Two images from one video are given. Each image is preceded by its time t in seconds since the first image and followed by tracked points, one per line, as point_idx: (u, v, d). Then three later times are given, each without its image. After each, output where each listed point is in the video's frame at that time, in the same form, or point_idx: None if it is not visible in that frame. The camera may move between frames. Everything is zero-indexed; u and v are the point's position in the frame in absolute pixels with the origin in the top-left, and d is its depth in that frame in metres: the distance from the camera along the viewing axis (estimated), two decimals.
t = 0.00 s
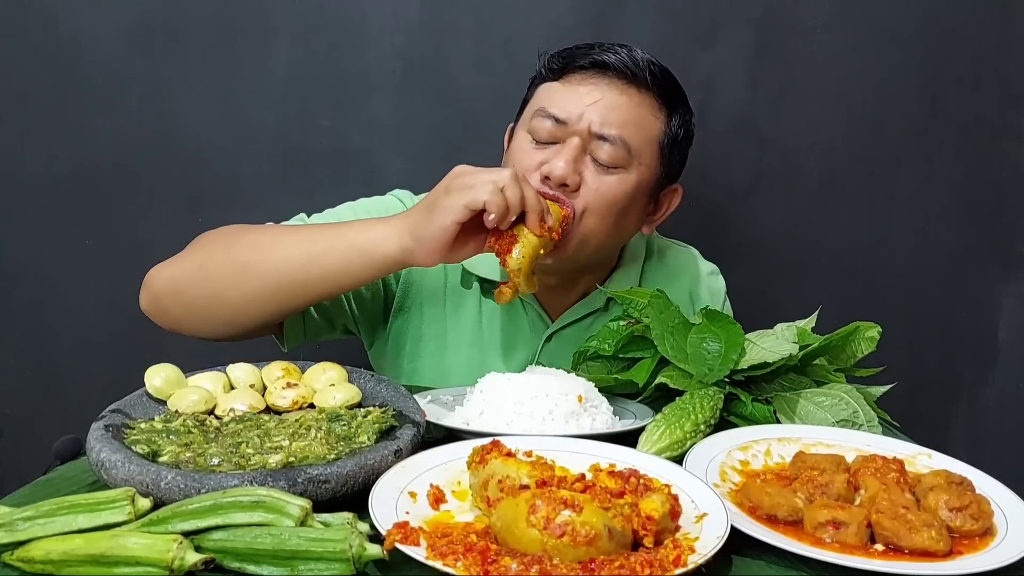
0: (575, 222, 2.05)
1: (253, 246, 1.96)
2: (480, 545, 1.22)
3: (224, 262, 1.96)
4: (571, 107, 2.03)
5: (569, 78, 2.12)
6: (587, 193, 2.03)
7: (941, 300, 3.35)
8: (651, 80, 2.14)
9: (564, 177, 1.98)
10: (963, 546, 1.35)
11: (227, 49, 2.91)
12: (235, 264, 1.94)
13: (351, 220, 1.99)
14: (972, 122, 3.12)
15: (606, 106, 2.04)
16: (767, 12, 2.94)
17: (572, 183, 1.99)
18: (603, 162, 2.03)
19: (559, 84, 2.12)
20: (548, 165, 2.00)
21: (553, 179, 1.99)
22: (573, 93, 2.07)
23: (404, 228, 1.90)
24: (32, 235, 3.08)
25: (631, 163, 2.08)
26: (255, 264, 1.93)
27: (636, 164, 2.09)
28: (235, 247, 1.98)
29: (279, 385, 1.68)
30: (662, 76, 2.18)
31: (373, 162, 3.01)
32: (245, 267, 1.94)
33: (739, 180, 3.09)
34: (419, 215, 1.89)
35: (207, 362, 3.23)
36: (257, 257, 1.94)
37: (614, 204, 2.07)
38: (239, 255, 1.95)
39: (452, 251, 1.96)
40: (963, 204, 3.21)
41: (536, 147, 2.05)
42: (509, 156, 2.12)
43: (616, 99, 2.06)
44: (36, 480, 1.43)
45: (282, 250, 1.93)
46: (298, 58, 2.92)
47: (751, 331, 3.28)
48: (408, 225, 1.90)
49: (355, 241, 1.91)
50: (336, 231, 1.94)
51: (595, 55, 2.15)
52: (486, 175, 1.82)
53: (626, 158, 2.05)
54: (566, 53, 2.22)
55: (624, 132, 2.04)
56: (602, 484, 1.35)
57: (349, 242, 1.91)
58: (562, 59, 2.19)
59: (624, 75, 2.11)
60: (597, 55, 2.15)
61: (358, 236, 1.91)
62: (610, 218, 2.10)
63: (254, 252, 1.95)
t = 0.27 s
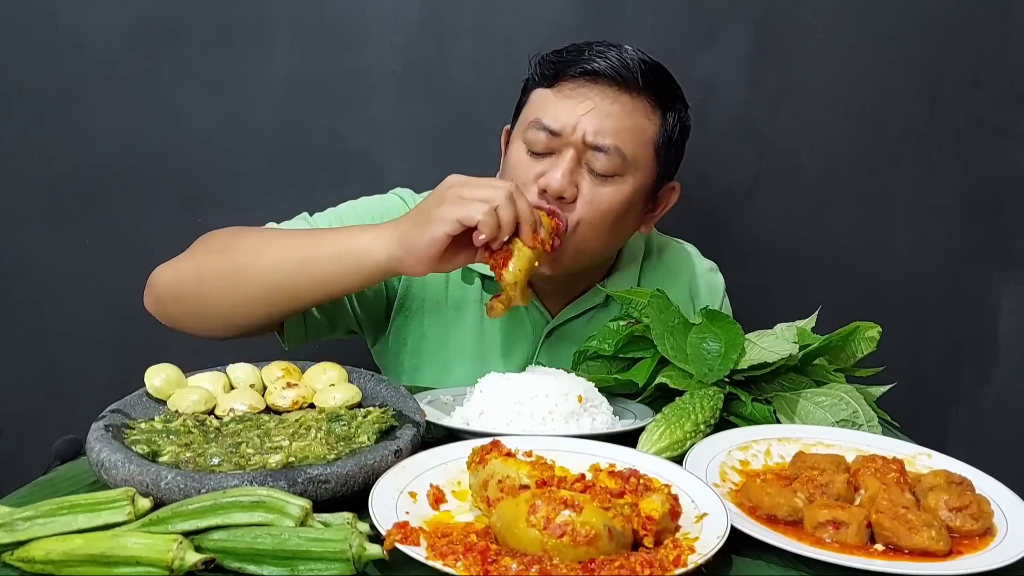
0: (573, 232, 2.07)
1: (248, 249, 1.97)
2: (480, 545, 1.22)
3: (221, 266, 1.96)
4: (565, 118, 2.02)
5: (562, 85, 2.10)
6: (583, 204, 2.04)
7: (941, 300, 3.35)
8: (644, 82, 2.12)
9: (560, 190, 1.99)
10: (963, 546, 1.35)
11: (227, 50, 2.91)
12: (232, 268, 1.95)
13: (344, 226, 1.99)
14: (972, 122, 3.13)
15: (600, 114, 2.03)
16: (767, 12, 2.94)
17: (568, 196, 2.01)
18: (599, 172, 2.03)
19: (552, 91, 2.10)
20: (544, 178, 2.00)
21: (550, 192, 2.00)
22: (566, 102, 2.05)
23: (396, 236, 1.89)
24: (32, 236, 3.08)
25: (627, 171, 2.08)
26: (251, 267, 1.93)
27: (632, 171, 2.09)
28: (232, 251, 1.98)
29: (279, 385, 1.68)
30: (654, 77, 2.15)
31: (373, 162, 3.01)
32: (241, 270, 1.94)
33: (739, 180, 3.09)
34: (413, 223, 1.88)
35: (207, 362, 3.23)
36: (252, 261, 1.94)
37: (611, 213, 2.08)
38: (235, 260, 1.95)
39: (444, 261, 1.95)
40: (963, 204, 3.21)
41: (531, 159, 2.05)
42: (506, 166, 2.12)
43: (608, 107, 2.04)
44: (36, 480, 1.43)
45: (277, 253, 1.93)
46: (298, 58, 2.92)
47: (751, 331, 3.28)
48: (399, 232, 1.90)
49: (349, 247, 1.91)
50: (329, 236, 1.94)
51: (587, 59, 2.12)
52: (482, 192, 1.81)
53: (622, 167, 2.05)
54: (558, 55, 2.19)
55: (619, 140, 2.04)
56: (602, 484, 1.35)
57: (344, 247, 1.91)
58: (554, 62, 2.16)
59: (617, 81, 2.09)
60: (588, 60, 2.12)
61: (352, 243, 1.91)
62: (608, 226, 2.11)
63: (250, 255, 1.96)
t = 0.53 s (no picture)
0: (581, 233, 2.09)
1: (243, 260, 1.97)
2: (480, 545, 1.22)
3: (215, 275, 1.97)
4: (569, 121, 2.02)
5: (563, 87, 2.09)
6: (591, 206, 2.05)
7: (941, 300, 3.35)
8: (645, 80, 2.11)
9: (568, 194, 2.00)
10: (963, 546, 1.35)
11: (227, 50, 2.91)
12: (224, 278, 1.95)
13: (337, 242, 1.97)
14: (972, 122, 3.13)
15: (604, 116, 2.03)
16: (767, 12, 2.94)
17: (576, 199, 2.02)
18: (605, 174, 2.04)
19: (554, 93, 2.09)
20: (551, 182, 2.01)
21: (558, 196, 2.01)
22: (568, 104, 2.05)
23: (381, 261, 1.85)
24: (32, 236, 3.08)
25: (633, 171, 2.09)
26: (245, 278, 1.94)
27: (637, 171, 2.10)
28: (226, 260, 1.99)
29: (279, 385, 1.68)
30: (653, 75, 2.14)
31: (373, 162, 3.01)
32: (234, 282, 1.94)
33: (739, 180, 3.09)
34: (399, 251, 1.82)
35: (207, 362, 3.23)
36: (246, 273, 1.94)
37: (618, 214, 2.10)
38: (230, 273, 1.95)
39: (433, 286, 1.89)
40: (963, 204, 3.21)
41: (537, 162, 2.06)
42: (510, 169, 2.12)
43: (612, 108, 2.04)
44: (36, 480, 1.43)
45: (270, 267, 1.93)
46: (298, 58, 2.91)
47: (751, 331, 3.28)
48: (384, 259, 1.85)
49: (338, 267, 1.89)
50: (321, 254, 1.93)
51: (588, 60, 2.11)
52: (467, 230, 1.71)
53: (627, 167, 2.06)
54: (557, 56, 2.17)
55: (624, 141, 2.04)
56: (602, 484, 1.35)
57: (333, 267, 1.89)
58: (554, 62, 2.15)
59: (619, 81, 2.08)
60: (587, 61, 2.11)
61: (341, 263, 1.89)
62: (616, 226, 2.13)
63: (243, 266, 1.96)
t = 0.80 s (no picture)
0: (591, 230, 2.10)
1: (241, 265, 1.95)
2: (480, 545, 1.22)
3: (214, 277, 1.96)
4: (577, 117, 2.02)
5: (569, 82, 2.08)
6: (600, 201, 2.06)
7: (942, 301, 3.35)
8: (651, 75, 2.11)
9: (577, 190, 2.01)
10: (963, 546, 1.35)
11: (227, 50, 2.91)
12: (222, 281, 1.95)
13: (327, 251, 1.91)
14: (972, 122, 3.13)
15: (612, 111, 2.03)
16: (767, 12, 2.94)
17: (585, 194, 2.03)
18: (614, 170, 2.05)
19: (560, 89, 2.09)
20: (560, 178, 2.02)
21: (568, 192, 2.02)
22: (576, 100, 2.05)
23: (363, 282, 1.78)
24: (32, 235, 3.08)
25: (641, 167, 2.09)
26: (242, 282, 1.92)
27: (645, 166, 2.10)
28: (225, 263, 1.98)
29: (279, 385, 1.68)
30: (659, 71, 2.14)
31: (373, 162, 3.02)
32: (230, 286, 1.93)
33: (739, 180, 3.09)
34: (379, 283, 1.75)
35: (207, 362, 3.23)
36: (242, 278, 1.93)
37: (627, 209, 2.10)
38: (226, 280, 1.94)
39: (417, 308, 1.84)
40: (963, 204, 3.21)
41: (546, 158, 2.06)
42: (518, 165, 2.12)
43: (620, 104, 2.04)
44: (35, 480, 1.43)
45: (265, 273, 1.91)
46: (298, 58, 2.91)
47: (750, 331, 3.28)
48: (366, 282, 1.78)
49: (325, 280, 1.83)
50: (310, 263, 1.88)
51: (594, 55, 2.10)
52: (448, 288, 1.63)
53: (636, 163, 2.07)
54: (562, 51, 2.17)
55: (632, 137, 2.04)
56: (602, 484, 1.35)
57: (320, 279, 1.84)
58: (559, 58, 2.14)
59: (625, 76, 2.07)
60: (594, 57, 2.10)
61: (328, 275, 1.83)
62: (625, 222, 2.14)
63: (241, 271, 1.94)
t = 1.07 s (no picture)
0: (594, 231, 2.10)
1: (250, 268, 1.96)
2: (480, 545, 1.22)
3: (222, 278, 1.97)
4: (580, 118, 2.02)
5: (572, 83, 2.08)
6: (603, 203, 2.06)
7: (942, 301, 3.35)
8: (654, 76, 2.11)
9: (580, 192, 2.01)
10: (963, 546, 1.35)
11: (227, 49, 2.91)
12: (231, 283, 1.95)
13: (341, 253, 1.91)
14: (972, 122, 3.13)
15: (615, 113, 2.03)
16: (767, 12, 2.94)
17: (588, 196, 2.03)
18: (617, 171, 2.05)
19: (563, 90, 2.08)
20: (564, 181, 2.03)
21: (571, 194, 2.03)
22: (578, 102, 2.04)
23: (374, 288, 1.78)
24: (32, 235, 3.08)
25: (643, 168, 2.09)
26: (249, 284, 1.92)
27: (648, 168, 2.10)
28: (234, 265, 1.98)
29: (279, 385, 1.68)
30: (661, 72, 2.13)
31: (374, 162, 3.02)
32: (238, 288, 1.94)
33: (739, 180, 3.09)
34: (385, 299, 1.75)
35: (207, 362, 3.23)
36: (250, 280, 1.93)
37: (630, 210, 2.11)
38: (236, 282, 1.94)
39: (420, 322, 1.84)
40: (963, 204, 3.22)
41: (548, 160, 2.06)
42: (521, 166, 2.12)
43: (622, 105, 2.04)
44: (35, 480, 1.43)
45: (274, 278, 1.91)
46: (298, 58, 2.91)
47: (750, 331, 3.28)
48: (375, 291, 1.77)
49: (338, 282, 1.83)
50: (319, 267, 1.88)
51: (596, 56, 2.10)
52: (449, 326, 1.65)
53: (638, 164, 2.07)
54: (565, 52, 2.17)
55: (635, 139, 2.04)
56: (602, 484, 1.35)
57: (329, 284, 1.83)
58: (561, 59, 2.14)
59: (627, 77, 2.07)
60: (596, 58, 2.09)
61: (341, 278, 1.83)
62: (627, 223, 2.14)
63: (249, 274, 1.95)
